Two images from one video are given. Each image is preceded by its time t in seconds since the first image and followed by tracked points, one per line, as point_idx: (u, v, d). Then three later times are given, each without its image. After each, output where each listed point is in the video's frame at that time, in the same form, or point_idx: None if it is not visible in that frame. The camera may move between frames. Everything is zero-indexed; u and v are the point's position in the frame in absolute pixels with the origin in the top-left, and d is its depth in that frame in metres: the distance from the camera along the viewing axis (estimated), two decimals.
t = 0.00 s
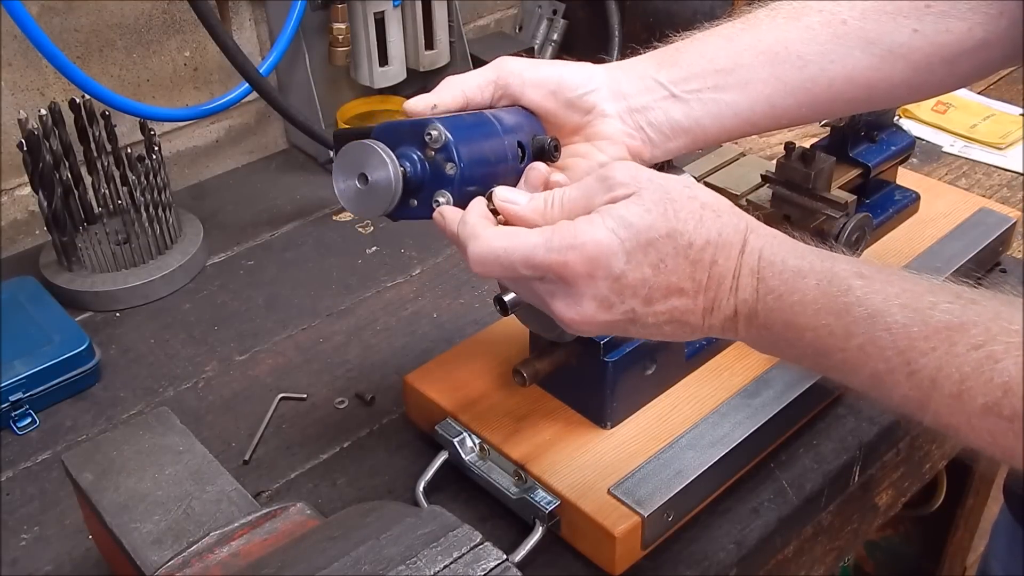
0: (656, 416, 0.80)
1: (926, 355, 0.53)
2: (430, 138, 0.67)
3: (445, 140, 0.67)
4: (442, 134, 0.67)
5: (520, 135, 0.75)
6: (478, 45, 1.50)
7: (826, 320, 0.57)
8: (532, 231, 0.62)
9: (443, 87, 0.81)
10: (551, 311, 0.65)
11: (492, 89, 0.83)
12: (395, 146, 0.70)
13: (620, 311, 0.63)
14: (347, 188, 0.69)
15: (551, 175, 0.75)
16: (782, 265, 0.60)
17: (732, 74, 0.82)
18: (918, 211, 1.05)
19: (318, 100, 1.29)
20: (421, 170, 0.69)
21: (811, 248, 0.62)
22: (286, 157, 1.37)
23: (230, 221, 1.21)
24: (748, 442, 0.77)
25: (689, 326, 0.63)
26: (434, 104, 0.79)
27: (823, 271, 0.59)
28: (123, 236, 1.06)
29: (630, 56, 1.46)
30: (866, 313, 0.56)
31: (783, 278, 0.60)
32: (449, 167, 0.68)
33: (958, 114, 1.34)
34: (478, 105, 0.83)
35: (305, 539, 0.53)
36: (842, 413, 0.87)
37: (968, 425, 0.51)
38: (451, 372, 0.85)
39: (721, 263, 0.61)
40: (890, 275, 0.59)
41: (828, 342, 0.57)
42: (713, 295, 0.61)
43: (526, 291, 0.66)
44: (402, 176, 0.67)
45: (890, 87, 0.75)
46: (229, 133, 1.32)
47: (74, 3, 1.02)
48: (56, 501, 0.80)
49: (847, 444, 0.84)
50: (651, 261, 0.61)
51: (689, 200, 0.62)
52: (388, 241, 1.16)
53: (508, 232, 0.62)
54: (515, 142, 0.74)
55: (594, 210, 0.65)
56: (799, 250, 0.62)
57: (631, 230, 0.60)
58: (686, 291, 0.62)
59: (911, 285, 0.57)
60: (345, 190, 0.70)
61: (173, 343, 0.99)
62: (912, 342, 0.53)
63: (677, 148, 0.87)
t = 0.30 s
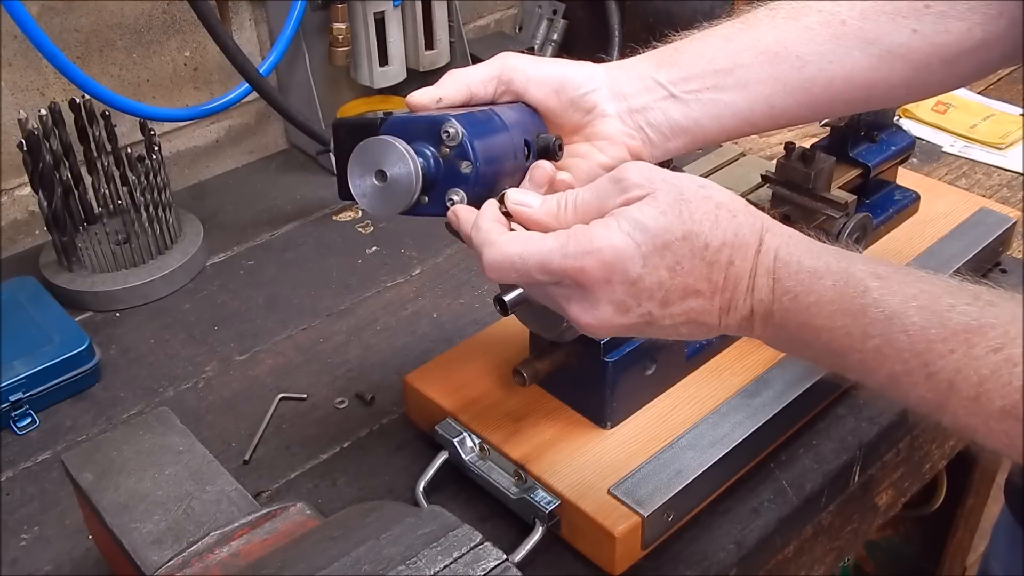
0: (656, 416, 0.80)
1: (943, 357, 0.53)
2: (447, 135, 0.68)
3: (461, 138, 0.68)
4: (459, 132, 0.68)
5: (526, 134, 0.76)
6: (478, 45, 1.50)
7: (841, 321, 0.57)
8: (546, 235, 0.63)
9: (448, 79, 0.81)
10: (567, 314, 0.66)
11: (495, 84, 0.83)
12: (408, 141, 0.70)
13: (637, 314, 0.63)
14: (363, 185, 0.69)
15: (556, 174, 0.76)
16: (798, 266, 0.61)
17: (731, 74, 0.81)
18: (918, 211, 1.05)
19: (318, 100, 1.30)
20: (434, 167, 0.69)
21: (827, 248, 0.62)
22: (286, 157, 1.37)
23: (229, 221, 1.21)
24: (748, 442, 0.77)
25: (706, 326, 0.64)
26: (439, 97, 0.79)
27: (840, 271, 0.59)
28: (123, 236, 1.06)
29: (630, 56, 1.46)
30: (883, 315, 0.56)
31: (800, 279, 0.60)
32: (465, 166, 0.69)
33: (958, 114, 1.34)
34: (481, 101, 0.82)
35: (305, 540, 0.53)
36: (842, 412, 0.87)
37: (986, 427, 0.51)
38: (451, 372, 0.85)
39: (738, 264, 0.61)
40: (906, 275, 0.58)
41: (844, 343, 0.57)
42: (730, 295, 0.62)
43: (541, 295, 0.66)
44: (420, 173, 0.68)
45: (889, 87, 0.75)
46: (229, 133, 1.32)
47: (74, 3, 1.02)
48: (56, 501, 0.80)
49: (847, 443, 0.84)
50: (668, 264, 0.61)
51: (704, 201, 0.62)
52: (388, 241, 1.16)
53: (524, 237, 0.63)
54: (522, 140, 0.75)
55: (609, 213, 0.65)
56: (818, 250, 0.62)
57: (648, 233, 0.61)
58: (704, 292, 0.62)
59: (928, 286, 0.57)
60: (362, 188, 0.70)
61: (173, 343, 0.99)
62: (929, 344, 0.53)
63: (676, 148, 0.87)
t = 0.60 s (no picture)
0: (656, 417, 0.80)
1: (929, 361, 0.52)
2: (451, 132, 0.68)
3: (465, 135, 0.68)
4: (464, 130, 0.67)
5: (529, 133, 0.76)
6: (478, 45, 1.50)
7: (826, 328, 0.56)
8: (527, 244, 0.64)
9: (453, 75, 0.81)
10: (551, 324, 0.66)
11: (500, 82, 0.83)
12: (412, 137, 0.70)
13: (621, 322, 0.63)
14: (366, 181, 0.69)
15: (558, 173, 0.76)
16: (782, 271, 0.58)
17: (733, 75, 0.82)
18: (918, 211, 1.05)
19: (318, 100, 1.29)
20: (439, 163, 0.69)
21: (811, 252, 0.60)
22: (286, 157, 1.37)
23: (230, 221, 1.21)
24: (749, 441, 0.77)
25: (692, 332, 0.62)
26: (443, 94, 0.79)
27: (823, 276, 0.58)
28: (123, 236, 1.06)
29: (631, 56, 1.46)
30: (867, 320, 0.54)
31: (783, 285, 0.58)
32: (468, 164, 0.69)
33: (958, 114, 1.34)
34: (485, 97, 0.83)
35: (305, 540, 0.53)
36: (842, 413, 0.87)
37: (973, 432, 0.50)
38: (453, 371, 0.85)
39: (721, 269, 0.59)
40: (890, 279, 0.57)
41: (829, 349, 0.56)
42: (714, 300, 0.60)
43: (526, 304, 0.67)
44: (423, 169, 0.68)
45: (891, 88, 0.75)
46: (230, 133, 1.32)
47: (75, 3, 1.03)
48: (56, 501, 0.80)
49: (847, 443, 0.84)
50: (649, 270, 0.60)
51: (685, 207, 0.61)
52: (388, 241, 1.16)
53: (505, 244, 0.64)
54: (524, 138, 0.75)
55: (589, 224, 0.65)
56: (801, 254, 0.60)
57: (627, 241, 0.60)
58: (687, 299, 0.61)
59: (911, 289, 0.55)
60: (365, 183, 0.70)
61: (173, 343, 0.99)
62: (915, 349, 0.52)
63: (678, 149, 0.87)
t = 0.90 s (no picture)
0: (656, 417, 0.80)
1: (886, 363, 0.51)
2: (452, 132, 0.68)
3: (466, 135, 0.68)
4: (465, 129, 0.68)
5: (530, 133, 0.76)
6: (478, 45, 1.50)
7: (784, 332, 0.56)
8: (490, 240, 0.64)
9: (455, 75, 0.81)
10: (508, 324, 0.67)
11: (501, 82, 0.84)
12: (414, 137, 0.70)
13: (576, 321, 0.64)
14: (368, 181, 0.69)
15: (559, 172, 0.76)
16: (741, 276, 0.59)
17: (734, 75, 0.82)
18: (918, 211, 1.05)
19: (318, 100, 1.29)
20: (440, 163, 0.69)
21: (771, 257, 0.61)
22: (286, 157, 1.37)
23: (231, 221, 1.21)
24: (749, 442, 0.77)
25: (649, 336, 0.64)
26: (445, 94, 0.79)
27: (781, 280, 0.58)
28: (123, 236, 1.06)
29: (631, 56, 1.46)
30: (826, 323, 0.54)
31: (742, 288, 0.59)
32: (469, 164, 0.69)
33: (959, 115, 1.34)
34: (487, 96, 0.83)
35: (305, 540, 0.53)
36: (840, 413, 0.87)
37: (931, 433, 0.50)
38: (455, 372, 0.85)
39: (679, 272, 0.61)
40: (846, 282, 0.57)
41: (787, 353, 0.56)
42: (671, 304, 0.61)
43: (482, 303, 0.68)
44: (424, 168, 0.68)
45: (891, 90, 0.75)
46: (230, 133, 1.32)
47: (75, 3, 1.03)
48: (56, 501, 0.80)
49: (847, 443, 0.84)
50: (606, 270, 0.61)
51: (642, 211, 0.63)
52: (388, 241, 1.16)
53: (468, 237, 0.64)
54: (525, 138, 0.75)
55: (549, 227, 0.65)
56: (761, 260, 0.61)
57: (584, 240, 0.61)
58: (643, 300, 0.62)
59: (869, 291, 0.56)
60: (366, 182, 0.70)
61: (173, 343, 0.99)
62: (872, 350, 0.52)
63: (679, 150, 0.87)
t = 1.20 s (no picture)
0: (656, 417, 0.80)
1: (878, 364, 0.52)
2: (454, 134, 0.68)
3: (469, 137, 0.68)
4: (467, 132, 0.68)
5: (530, 134, 0.76)
6: (478, 45, 1.50)
7: (776, 334, 0.56)
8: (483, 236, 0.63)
9: (455, 76, 0.81)
10: (498, 321, 0.66)
11: (501, 82, 0.84)
12: (415, 139, 0.70)
13: (566, 320, 0.63)
14: (371, 184, 0.69)
15: (559, 173, 0.76)
16: (734, 278, 0.60)
17: (733, 76, 0.82)
18: (918, 211, 1.05)
19: (318, 101, 1.29)
20: (442, 165, 0.69)
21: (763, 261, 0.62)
22: (287, 157, 1.37)
23: (231, 221, 1.21)
24: (749, 441, 0.77)
25: (639, 338, 0.63)
26: (445, 95, 0.79)
27: (774, 283, 0.59)
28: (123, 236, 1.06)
29: (631, 56, 1.46)
30: (818, 324, 0.55)
31: (735, 290, 0.59)
32: (471, 166, 0.69)
33: (959, 115, 1.34)
34: (487, 97, 0.83)
35: (305, 540, 0.53)
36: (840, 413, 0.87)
37: (921, 435, 0.50)
38: (455, 373, 0.85)
39: (670, 273, 0.61)
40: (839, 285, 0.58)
41: (779, 355, 0.56)
42: (663, 305, 0.61)
43: (472, 301, 0.67)
44: (428, 170, 0.68)
45: (890, 90, 0.74)
46: (230, 133, 1.32)
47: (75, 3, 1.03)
48: (56, 501, 0.80)
49: (847, 443, 0.84)
50: (597, 268, 0.61)
51: (636, 212, 0.63)
52: (388, 241, 1.16)
53: (465, 234, 0.63)
54: (526, 140, 0.75)
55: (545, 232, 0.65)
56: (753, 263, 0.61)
57: (577, 238, 0.61)
58: (634, 301, 0.61)
59: (861, 294, 0.56)
60: (368, 185, 0.70)
61: (173, 343, 0.99)
62: (864, 352, 0.52)
63: (678, 150, 0.87)
